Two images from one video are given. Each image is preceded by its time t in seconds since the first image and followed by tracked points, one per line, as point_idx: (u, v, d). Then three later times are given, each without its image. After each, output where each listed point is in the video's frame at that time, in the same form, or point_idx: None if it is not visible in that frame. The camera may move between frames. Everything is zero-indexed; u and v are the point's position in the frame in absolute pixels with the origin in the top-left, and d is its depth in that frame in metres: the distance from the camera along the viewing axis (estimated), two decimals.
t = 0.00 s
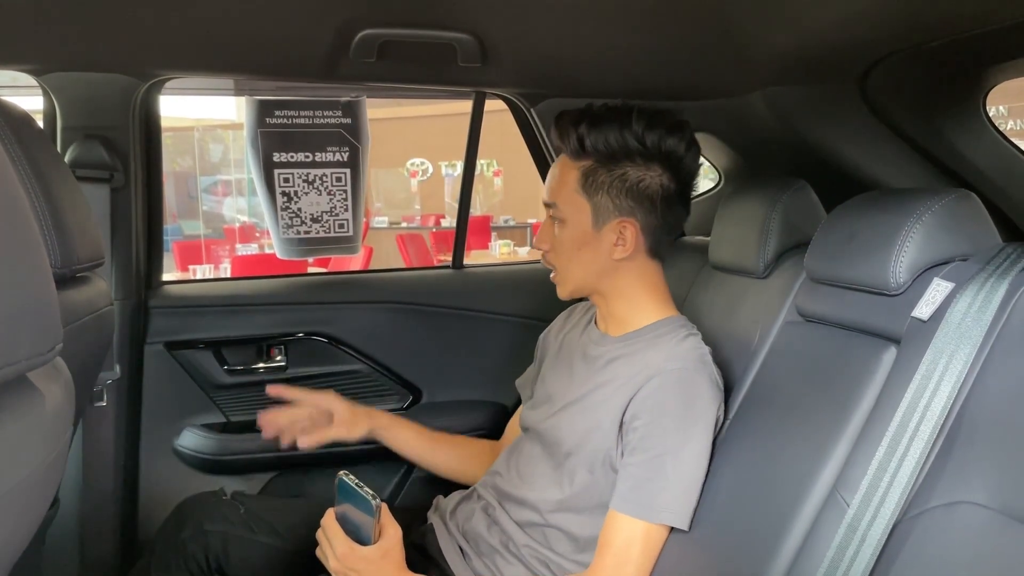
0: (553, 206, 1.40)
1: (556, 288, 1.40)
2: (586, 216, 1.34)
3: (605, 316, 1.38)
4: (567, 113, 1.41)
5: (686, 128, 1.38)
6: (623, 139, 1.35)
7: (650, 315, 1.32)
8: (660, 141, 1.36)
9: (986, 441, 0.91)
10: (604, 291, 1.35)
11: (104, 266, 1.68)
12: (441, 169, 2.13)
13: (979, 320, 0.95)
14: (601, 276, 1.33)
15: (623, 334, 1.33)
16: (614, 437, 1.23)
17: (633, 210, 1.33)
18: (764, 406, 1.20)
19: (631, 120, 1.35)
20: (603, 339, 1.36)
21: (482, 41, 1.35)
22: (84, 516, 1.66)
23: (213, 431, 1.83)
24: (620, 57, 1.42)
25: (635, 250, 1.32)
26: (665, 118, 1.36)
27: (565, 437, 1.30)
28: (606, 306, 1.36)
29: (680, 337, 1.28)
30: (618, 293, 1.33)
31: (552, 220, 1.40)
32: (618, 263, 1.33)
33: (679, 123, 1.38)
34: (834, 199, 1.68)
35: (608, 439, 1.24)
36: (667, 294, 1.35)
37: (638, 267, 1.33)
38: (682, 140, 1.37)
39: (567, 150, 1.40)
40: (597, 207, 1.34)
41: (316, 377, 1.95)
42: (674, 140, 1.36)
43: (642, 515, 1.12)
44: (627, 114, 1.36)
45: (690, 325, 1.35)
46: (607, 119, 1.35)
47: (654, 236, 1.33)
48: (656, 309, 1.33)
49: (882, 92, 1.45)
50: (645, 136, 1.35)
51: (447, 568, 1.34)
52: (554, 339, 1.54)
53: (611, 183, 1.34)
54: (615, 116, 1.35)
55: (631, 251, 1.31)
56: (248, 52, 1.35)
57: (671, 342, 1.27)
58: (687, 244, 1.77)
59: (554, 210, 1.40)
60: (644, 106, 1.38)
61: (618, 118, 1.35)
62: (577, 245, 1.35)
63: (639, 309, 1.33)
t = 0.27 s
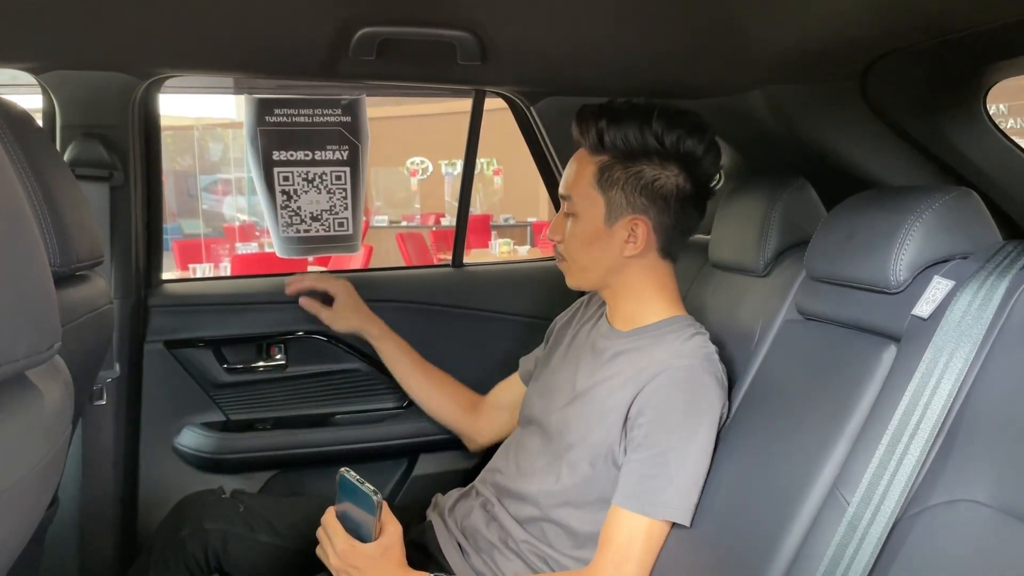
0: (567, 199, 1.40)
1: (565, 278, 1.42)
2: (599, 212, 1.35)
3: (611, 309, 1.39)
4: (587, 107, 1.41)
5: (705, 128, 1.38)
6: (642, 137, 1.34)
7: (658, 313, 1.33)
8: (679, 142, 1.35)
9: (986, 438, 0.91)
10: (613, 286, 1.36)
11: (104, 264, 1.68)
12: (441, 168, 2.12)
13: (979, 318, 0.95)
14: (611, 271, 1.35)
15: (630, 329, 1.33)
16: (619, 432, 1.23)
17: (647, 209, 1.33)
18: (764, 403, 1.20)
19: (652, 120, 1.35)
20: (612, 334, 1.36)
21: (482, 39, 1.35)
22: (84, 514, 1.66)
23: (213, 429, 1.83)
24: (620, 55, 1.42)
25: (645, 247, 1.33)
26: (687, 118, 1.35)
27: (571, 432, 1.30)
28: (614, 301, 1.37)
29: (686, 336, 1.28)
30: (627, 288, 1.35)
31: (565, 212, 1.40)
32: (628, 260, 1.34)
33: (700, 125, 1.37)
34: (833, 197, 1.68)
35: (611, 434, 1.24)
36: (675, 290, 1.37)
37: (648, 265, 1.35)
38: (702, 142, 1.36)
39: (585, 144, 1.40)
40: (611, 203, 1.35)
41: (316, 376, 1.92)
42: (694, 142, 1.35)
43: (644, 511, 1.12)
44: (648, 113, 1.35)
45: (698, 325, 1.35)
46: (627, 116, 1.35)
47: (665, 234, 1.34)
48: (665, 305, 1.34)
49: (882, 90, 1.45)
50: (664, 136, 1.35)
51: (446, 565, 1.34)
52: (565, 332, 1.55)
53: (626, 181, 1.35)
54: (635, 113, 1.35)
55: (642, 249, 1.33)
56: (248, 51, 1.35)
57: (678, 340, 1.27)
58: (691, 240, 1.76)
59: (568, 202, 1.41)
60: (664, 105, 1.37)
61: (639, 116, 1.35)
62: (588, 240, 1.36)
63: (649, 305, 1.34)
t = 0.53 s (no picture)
0: (563, 210, 1.39)
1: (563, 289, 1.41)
2: (597, 223, 1.35)
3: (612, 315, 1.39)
4: (581, 113, 1.39)
5: (702, 132, 1.37)
6: (639, 144, 1.33)
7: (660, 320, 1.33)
8: (678, 147, 1.34)
9: (987, 438, 0.92)
10: (615, 295, 1.36)
11: (104, 262, 1.68)
12: (441, 166, 2.12)
13: (980, 317, 0.95)
14: (613, 282, 1.34)
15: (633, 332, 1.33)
16: (622, 435, 1.23)
17: (647, 218, 1.33)
18: (766, 401, 1.20)
19: (649, 125, 1.34)
20: (617, 335, 1.35)
21: (482, 37, 1.35)
22: (85, 512, 1.66)
23: (213, 427, 1.83)
24: (620, 52, 1.41)
25: (647, 257, 1.33)
26: (684, 123, 1.35)
27: (575, 432, 1.30)
28: (616, 309, 1.37)
29: (692, 339, 1.28)
30: (630, 299, 1.35)
31: (562, 223, 1.39)
32: (629, 270, 1.34)
33: (697, 128, 1.36)
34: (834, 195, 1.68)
35: (615, 437, 1.24)
36: (679, 298, 1.36)
37: (649, 274, 1.34)
38: (700, 145, 1.36)
39: (580, 152, 1.39)
40: (610, 213, 1.34)
41: (316, 374, 1.92)
42: (692, 146, 1.35)
43: (647, 515, 1.12)
44: (644, 118, 1.34)
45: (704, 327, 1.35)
46: (623, 123, 1.34)
47: (666, 243, 1.34)
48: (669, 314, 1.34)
49: (882, 87, 1.45)
50: (662, 140, 1.34)
51: (446, 563, 1.34)
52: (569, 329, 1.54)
53: (624, 190, 1.34)
54: (632, 120, 1.34)
55: (643, 259, 1.32)
56: (248, 48, 1.35)
57: (684, 343, 1.27)
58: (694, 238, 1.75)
59: (565, 213, 1.39)
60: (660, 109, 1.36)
61: (635, 123, 1.34)
62: (587, 251, 1.35)
63: (652, 314, 1.33)
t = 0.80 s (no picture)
0: (569, 216, 1.37)
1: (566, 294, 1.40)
2: (605, 235, 1.32)
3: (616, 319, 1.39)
4: (591, 118, 1.36)
5: (714, 142, 1.34)
6: (650, 155, 1.31)
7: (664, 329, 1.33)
8: (690, 158, 1.32)
9: (988, 436, 0.92)
10: (620, 303, 1.36)
11: (104, 261, 1.68)
12: (441, 165, 2.14)
13: (981, 314, 0.95)
14: (618, 291, 1.34)
15: (638, 337, 1.32)
16: (625, 436, 1.23)
17: (656, 231, 1.31)
18: (766, 400, 1.20)
19: (661, 136, 1.31)
20: (620, 337, 1.35)
21: (483, 35, 1.35)
22: (85, 511, 1.66)
23: (213, 426, 1.83)
24: (620, 51, 1.41)
25: (655, 269, 1.32)
26: (696, 133, 1.32)
27: (578, 432, 1.30)
28: (621, 315, 1.37)
29: (697, 342, 1.28)
30: (635, 308, 1.34)
31: (567, 230, 1.37)
32: (635, 282, 1.32)
33: (709, 138, 1.34)
34: (834, 193, 1.68)
35: (619, 437, 1.24)
36: (684, 306, 1.36)
37: (655, 285, 1.33)
38: (712, 155, 1.33)
39: (588, 158, 1.35)
40: (618, 225, 1.32)
41: (316, 372, 1.91)
42: (704, 157, 1.32)
43: (650, 517, 1.12)
44: (656, 128, 1.31)
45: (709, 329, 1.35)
46: (634, 133, 1.31)
47: (674, 254, 1.33)
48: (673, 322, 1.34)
49: (883, 84, 1.44)
50: (673, 151, 1.31)
51: (446, 561, 1.34)
52: (572, 326, 1.55)
53: (633, 203, 1.31)
54: (643, 130, 1.31)
55: (650, 272, 1.31)
56: (247, 47, 1.35)
57: (689, 345, 1.27)
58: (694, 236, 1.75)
59: (569, 220, 1.37)
60: (673, 118, 1.33)
61: (647, 132, 1.31)
62: (593, 262, 1.33)
63: (657, 323, 1.33)
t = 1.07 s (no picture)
0: (585, 207, 1.37)
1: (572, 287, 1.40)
2: (620, 228, 1.33)
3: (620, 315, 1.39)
4: (617, 110, 1.36)
5: (737, 146, 1.35)
6: (673, 153, 1.31)
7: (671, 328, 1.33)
8: (713, 160, 1.32)
9: (989, 434, 0.92)
10: (625, 300, 1.36)
11: (104, 260, 1.68)
12: (442, 163, 2.15)
13: (982, 313, 0.95)
14: (626, 287, 1.34)
15: (640, 337, 1.33)
16: (626, 435, 1.23)
17: (671, 229, 1.32)
18: (767, 400, 1.20)
19: (687, 134, 1.31)
20: (623, 335, 1.35)
21: (483, 33, 1.35)
22: (86, 509, 1.66)
23: (214, 424, 1.83)
24: (620, 49, 1.41)
25: (665, 267, 1.32)
26: (720, 136, 1.33)
27: (579, 430, 1.30)
28: (624, 312, 1.37)
29: (699, 342, 1.28)
30: (640, 305, 1.34)
31: (582, 221, 1.37)
32: (645, 278, 1.33)
33: (732, 142, 1.34)
34: (834, 191, 1.68)
35: (620, 437, 1.24)
36: (688, 308, 1.36)
37: (664, 283, 1.34)
38: (734, 160, 1.34)
39: (611, 150, 1.35)
40: (634, 220, 1.32)
41: (317, 371, 1.91)
42: (726, 160, 1.33)
43: (651, 518, 1.12)
44: (682, 127, 1.31)
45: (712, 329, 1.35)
46: (660, 129, 1.31)
47: (687, 254, 1.33)
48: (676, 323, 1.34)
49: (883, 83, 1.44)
50: (697, 152, 1.31)
51: (447, 559, 1.34)
52: (576, 323, 1.55)
53: (652, 198, 1.32)
54: (669, 127, 1.31)
55: (661, 269, 1.32)
56: (248, 45, 1.35)
57: (690, 345, 1.27)
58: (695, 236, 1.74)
59: (585, 211, 1.37)
60: (699, 117, 1.33)
61: (672, 130, 1.31)
62: (605, 254, 1.33)
63: (662, 322, 1.33)
